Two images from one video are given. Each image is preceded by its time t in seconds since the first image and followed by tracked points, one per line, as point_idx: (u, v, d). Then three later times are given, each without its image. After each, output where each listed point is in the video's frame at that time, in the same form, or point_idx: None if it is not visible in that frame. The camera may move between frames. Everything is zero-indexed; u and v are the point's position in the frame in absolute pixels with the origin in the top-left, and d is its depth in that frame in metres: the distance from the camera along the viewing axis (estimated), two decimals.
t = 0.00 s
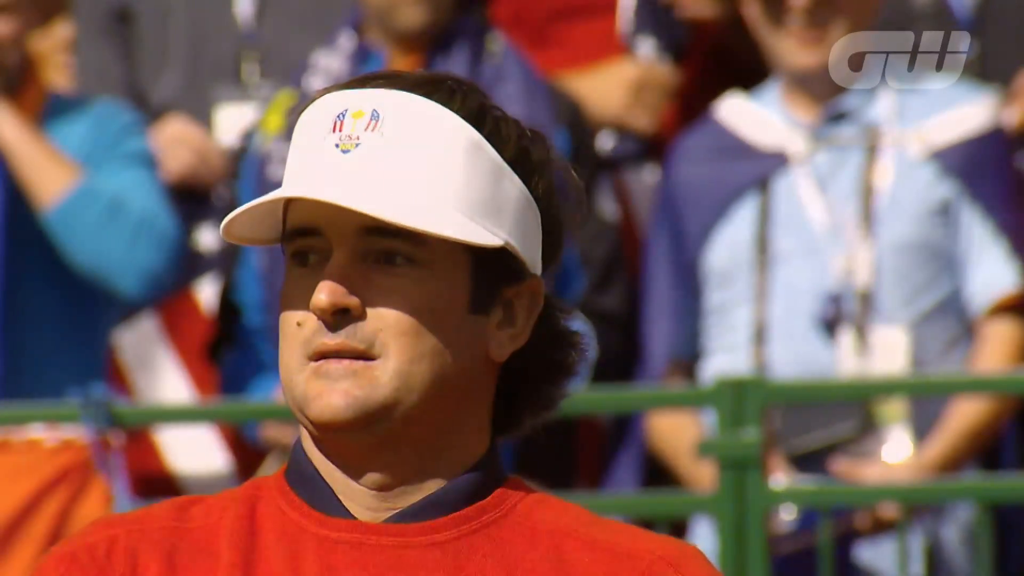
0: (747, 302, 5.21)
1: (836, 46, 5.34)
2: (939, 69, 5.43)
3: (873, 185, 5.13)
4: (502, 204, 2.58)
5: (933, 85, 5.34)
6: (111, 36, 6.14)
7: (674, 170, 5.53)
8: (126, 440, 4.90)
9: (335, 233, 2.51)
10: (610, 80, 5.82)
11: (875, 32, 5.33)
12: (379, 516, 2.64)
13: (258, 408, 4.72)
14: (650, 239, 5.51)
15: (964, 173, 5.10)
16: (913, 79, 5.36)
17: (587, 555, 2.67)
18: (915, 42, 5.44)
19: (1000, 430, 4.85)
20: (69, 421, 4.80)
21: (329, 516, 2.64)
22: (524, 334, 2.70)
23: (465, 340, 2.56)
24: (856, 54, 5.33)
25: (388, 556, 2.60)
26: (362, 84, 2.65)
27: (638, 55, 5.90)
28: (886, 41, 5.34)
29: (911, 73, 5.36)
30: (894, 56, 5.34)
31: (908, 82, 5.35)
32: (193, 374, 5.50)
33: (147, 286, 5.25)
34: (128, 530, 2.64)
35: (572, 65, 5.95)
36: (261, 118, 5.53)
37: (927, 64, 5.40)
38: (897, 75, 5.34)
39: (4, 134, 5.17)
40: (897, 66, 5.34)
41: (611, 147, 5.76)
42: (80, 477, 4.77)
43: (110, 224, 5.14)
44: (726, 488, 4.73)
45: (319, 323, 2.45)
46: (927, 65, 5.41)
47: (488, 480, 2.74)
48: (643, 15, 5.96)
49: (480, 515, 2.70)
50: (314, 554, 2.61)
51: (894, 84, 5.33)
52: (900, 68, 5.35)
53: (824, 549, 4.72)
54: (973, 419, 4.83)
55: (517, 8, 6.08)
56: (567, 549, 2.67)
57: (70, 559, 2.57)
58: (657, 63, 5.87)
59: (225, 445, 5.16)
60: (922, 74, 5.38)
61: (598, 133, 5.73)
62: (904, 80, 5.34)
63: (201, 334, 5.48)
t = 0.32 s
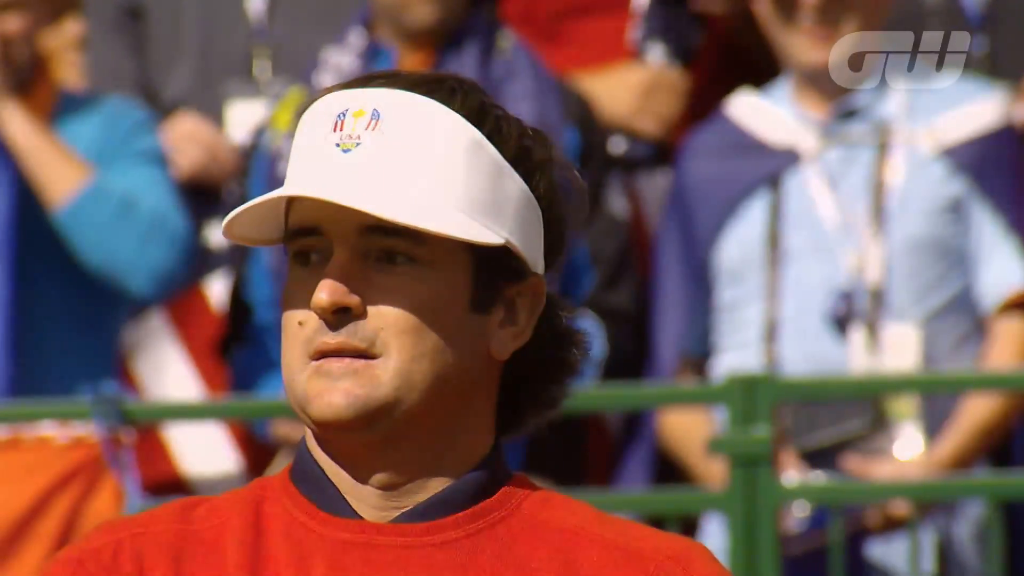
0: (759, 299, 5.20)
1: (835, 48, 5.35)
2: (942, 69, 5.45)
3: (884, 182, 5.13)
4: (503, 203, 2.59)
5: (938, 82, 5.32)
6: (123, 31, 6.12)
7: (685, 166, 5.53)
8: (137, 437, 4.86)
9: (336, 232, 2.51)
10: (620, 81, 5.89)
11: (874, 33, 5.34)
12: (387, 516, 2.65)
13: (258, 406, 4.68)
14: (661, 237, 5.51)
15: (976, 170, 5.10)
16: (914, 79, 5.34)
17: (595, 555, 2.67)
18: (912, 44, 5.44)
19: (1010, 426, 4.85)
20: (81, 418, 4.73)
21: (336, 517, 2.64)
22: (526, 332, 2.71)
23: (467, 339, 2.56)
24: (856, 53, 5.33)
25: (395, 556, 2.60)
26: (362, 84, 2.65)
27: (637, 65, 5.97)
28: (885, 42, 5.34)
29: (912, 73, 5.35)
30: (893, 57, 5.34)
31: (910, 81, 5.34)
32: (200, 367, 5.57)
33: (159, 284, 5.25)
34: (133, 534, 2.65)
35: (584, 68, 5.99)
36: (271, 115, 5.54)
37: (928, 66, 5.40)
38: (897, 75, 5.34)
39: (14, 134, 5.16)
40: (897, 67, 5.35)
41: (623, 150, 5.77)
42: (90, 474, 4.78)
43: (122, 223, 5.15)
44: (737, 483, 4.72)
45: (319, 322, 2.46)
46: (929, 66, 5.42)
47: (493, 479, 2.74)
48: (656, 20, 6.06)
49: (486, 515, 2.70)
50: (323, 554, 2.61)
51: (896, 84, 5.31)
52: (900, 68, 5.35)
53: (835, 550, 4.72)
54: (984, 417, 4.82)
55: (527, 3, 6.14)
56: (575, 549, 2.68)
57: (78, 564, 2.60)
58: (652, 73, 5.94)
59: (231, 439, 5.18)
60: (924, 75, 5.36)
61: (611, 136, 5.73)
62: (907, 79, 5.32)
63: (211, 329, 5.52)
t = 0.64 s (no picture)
0: (772, 296, 5.20)
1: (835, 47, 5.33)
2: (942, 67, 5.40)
3: (898, 180, 5.12)
4: (506, 200, 2.59)
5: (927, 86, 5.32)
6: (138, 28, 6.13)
7: (698, 163, 5.54)
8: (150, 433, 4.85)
9: (339, 231, 2.52)
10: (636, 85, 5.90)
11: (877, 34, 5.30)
12: (396, 516, 2.65)
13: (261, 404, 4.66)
14: (675, 233, 5.53)
15: (990, 167, 5.09)
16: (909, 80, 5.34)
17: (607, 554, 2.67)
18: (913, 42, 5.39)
19: None
20: (94, 415, 4.72)
21: (345, 517, 2.64)
22: (531, 330, 2.71)
23: (470, 336, 2.56)
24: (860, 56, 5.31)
25: (407, 555, 2.60)
26: (365, 83, 2.66)
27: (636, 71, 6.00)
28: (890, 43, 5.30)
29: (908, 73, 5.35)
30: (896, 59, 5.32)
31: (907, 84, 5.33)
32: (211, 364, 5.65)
33: (172, 282, 5.23)
34: (141, 538, 2.66)
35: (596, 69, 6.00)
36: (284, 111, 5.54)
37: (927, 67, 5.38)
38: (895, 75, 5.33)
39: (28, 131, 5.13)
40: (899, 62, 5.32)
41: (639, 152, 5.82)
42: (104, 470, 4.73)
43: (135, 221, 5.13)
44: (750, 481, 4.70)
45: (322, 321, 2.47)
46: (930, 64, 5.39)
47: (501, 478, 2.74)
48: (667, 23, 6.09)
49: (495, 514, 2.70)
50: (334, 554, 2.62)
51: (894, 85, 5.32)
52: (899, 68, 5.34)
53: (849, 548, 4.72)
54: (998, 414, 4.82)
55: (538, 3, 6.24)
56: (586, 548, 2.68)
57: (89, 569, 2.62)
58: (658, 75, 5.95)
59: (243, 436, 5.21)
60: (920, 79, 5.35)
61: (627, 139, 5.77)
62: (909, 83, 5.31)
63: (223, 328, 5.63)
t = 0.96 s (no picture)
0: (789, 289, 5.19)
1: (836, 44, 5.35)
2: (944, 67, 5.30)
3: (914, 173, 5.11)
4: (511, 193, 2.59)
5: (928, 86, 5.25)
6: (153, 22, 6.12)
7: (715, 157, 5.53)
8: (166, 427, 4.80)
9: (343, 225, 2.52)
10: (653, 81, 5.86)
11: (878, 31, 5.27)
12: (410, 513, 2.65)
13: (272, 399, 4.70)
14: (692, 227, 5.53)
15: (1007, 161, 5.09)
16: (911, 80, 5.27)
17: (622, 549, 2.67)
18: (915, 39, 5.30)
19: None
20: (110, 409, 4.67)
21: (359, 513, 2.64)
22: (537, 323, 2.71)
23: (476, 330, 2.57)
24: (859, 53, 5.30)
25: (422, 550, 2.60)
26: (369, 79, 2.67)
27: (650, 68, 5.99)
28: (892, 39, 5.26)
29: (911, 72, 5.26)
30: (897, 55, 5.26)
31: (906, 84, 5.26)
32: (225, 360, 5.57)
33: (189, 277, 5.21)
34: (153, 540, 2.67)
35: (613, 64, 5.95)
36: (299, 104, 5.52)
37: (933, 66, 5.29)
38: (896, 74, 5.27)
39: (46, 126, 5.09)
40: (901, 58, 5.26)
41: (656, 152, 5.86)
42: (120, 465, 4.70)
43: (152, 217, 5.11)
44: (767, 474, 4.69)
45: (327, 316, 2.47)
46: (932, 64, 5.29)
47: (512, 472, 2.73)
48: (681, 25, 6.18)
49: (510, 508, 2.70)
50: (349, 551, 2.62)
51: (893, 83, 5.27)
52: (901, 67, 5.27)
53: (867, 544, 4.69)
54: (1016, 407, 4.80)
55: None
56: (600, 543, 2.68)
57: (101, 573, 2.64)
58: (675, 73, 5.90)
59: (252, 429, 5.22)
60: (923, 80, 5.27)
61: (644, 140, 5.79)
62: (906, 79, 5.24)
63: (240, 319, 5.55)
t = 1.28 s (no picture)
0: (806, 283, 5.19)
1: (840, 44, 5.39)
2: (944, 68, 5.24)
3: (932, 166, 5.12)
4: (520, 183, 2.59)
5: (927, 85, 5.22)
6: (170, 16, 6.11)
7: (732, 150, 5.53)
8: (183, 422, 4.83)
9: (352, 217, 2.53)
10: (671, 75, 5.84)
11: (878, 32, 5.28)
12: (424, 506, 2.65)
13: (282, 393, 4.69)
14: (710, 220, 5.51)
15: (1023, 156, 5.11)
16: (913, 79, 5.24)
17: (637, 540, 2.65)
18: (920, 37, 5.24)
19: None
20: (126, 402, 4.71)
21: (373, 506, 2.63)
22: (547, 313, 2.72)
23: (486, 321, 2.58)
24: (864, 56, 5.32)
25: (436, 543, 2.60)
26: (377, 70, 2.68)
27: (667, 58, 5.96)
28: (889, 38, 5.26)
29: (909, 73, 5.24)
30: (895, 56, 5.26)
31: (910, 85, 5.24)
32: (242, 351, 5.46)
33: (207, 273, 5.13)
34: (168, 538, 2.66)
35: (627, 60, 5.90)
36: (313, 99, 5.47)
37: (932, 67, 5.25)
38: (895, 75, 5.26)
39: (62, 118, 5.04)
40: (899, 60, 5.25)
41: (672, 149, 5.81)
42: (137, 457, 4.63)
43: (169, 212, 5.03)
44: (785, 470, 4.67)
45: (337, 307, 2.48)
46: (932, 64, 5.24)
47: (525, 464, 2.72)
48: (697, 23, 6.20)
49: (525, 500, 2.69)
50: (365, 544, 2.60)
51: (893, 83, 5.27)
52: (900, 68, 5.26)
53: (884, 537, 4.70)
54: None
55: None
56: (615, 533, 2.66)
57: None
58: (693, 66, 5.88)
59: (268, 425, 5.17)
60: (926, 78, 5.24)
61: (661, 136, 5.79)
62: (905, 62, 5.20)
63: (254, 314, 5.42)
